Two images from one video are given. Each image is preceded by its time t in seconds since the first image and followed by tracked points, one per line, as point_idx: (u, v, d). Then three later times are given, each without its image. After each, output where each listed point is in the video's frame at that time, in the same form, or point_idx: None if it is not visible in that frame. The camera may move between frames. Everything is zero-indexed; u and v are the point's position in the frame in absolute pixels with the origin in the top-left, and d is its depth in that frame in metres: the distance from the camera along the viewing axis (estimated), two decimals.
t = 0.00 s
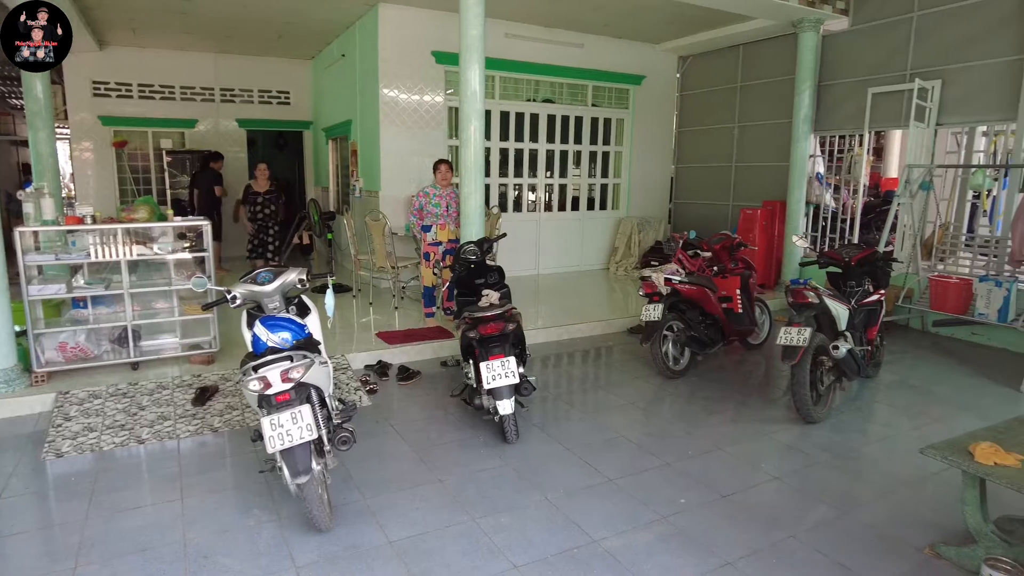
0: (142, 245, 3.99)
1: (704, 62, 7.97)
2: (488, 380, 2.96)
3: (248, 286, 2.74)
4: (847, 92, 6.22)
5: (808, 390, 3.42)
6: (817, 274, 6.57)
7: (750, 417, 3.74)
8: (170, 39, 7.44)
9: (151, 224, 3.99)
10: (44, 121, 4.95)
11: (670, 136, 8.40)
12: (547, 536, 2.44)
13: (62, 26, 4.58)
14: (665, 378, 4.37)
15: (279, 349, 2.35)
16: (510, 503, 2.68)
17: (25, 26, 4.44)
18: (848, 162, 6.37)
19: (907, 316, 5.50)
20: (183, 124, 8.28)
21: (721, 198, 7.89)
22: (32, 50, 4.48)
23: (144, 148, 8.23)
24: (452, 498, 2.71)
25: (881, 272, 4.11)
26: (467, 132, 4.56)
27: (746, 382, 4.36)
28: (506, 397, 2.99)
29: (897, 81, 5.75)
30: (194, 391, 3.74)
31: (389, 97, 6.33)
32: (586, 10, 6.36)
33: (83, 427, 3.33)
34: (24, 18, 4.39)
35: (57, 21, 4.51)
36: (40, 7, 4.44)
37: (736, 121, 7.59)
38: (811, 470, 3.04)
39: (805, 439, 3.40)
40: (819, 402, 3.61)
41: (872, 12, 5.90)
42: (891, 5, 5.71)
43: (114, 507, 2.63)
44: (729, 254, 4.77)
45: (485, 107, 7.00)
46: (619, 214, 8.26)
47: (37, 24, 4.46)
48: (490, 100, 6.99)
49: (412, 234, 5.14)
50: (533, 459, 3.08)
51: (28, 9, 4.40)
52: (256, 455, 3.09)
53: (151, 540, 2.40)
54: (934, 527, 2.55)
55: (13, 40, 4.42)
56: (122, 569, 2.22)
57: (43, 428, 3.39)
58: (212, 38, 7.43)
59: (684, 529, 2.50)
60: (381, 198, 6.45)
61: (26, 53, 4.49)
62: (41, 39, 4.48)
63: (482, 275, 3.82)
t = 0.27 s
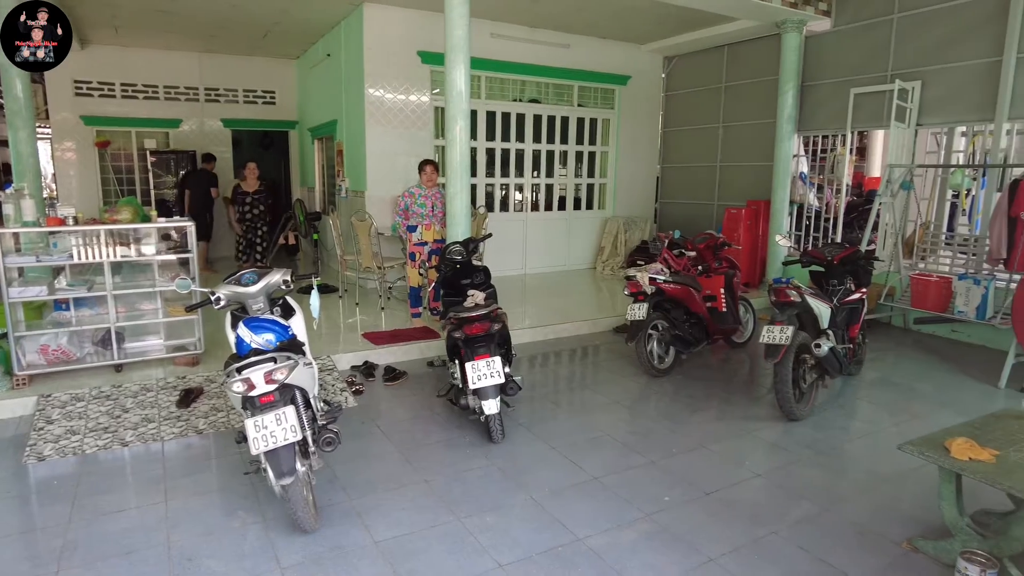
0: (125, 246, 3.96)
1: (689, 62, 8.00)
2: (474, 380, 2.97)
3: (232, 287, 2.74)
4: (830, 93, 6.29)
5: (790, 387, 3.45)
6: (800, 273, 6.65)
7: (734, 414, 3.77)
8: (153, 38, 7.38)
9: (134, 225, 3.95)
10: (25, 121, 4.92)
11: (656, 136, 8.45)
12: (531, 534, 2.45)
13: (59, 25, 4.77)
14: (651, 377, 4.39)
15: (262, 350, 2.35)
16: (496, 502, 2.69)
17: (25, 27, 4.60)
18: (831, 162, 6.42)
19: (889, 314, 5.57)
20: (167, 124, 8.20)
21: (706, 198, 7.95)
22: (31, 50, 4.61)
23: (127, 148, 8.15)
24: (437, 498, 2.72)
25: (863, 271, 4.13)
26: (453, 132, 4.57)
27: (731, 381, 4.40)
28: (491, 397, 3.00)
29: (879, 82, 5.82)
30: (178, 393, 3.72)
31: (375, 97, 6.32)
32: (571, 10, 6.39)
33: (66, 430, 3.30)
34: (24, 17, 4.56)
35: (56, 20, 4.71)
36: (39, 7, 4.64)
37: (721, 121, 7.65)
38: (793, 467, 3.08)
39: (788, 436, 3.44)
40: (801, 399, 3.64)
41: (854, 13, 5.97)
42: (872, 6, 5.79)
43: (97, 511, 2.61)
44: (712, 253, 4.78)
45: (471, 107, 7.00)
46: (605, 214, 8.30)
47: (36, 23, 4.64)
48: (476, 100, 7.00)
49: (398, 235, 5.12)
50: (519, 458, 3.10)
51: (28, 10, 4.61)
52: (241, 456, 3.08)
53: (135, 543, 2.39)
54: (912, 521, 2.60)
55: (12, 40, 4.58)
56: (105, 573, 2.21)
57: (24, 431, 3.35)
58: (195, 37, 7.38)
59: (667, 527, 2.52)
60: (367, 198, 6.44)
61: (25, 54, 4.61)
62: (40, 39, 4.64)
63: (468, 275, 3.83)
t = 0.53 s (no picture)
0: (113, 247, 3.96)
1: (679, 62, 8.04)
2: (459, 380, 2.98)
3: (217, 288, 2.75)
4: (818, 93, 6.33)
5: (774, 386, 3.48)
6: (788, 273, 6.70)
7: (720, 413, 3.80)
8: (143, 39, 7.37)
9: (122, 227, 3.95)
10: (13, 123, 4.91)
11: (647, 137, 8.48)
12: (514, 533, 2.47)
13: (59, 25, 5.20)
14: (638, 376, 4.42)
15: (245, 351, 2.36)
16: (480, 502, 2.71)
17: (26, 27, 4.95)
18: (819, 162, 6.44)
19: (876, 313, 5.61)
20: (159, 125, 8.19)
21: (697, 198, 7.98)
22: (31, 50, 4.96)
23: (118, 149, 8.13)
24: (422, 498, 2.74)
25: (848, 270, 4.14)
26: (441, 133, 4.59)
27: (718, 380, 4.43)
28: (476, 397, 3.02)
29: (866, 82, 5.86)
30: (166, 394, 3.73)
31: (365, 98, 6.33)
32: (561, 11, 6.41)
33: (52, 431, 3.30)
34: (26, 18, 4.89)
35: (55, 21, 5.10)
36: (39, 8, 5.03)
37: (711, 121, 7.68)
38: (777, 465, 3.10)
39: (773, 435, 3.47)
40: (786, 398, 3.67)
41: (841, 14, 6.01)
42: (859, 7, 5.83)
43: (82, 512, 2.61)
44: (700, 254, 4.85)
45: (461, 108, 7.02)
46: (597, 214, 8.33)
47: (38, 23, 5.02)
48: (467, 101, 7.02)
49: (387, 236, 5.13)
50: (505, 458, 3.11)
51: (29, 10, 4.99)
52: (228, 457, 3.09)
53: (119, 543, 2.40)
54: (891, 518, 2.62)
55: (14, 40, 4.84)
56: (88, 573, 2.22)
57: (11, 433, 3.35)
58: (186, 38, 7.37)
59: (649, 525, 2.54)
60: (358, 199, 6.45)
61: (26, 53, 4.94)
62: (39, 40, 4.99)
63: (455, 276, 3.83)
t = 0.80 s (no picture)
0: (105, 248, 3.97)
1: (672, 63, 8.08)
2: (446, 379, 2.99)
3: (204, 288, 2.76)
4: (810, 92, 6.35)
5: (762, 384, 3.50)
6: (780, 273, 6.73)
7: (708, 412, 3.81)
8: (138, 40, 7.39)
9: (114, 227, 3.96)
10: (6, 124, 4.89)
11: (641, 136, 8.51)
12: (498, 530, 2.49)
13: (59, 25, 5.12)
14: (629, 375, 4.43)
15: (230, 350, 2.37)
16: (466, 499, 2.72)
17: (25, 27, 4.93)
18: (812, 161, 6.49)
19: (868, 312, 5.62)
20: (154, 126, 8.22)
21: (691, 197, 8.00)
22: (30, 50, 4.94)
23: (114, 150, 8.15)
24: (408, 496, 2.75)
25: (837, 268, 4.13)
26: (433, 133, 4.60)
27: (708, 379, 4.44)
28: (463, 396, 3.04)
29: (857, 82, 5.88)
30: (157, 394, 3.74)
31: (359, 99, 6.35)
32: (554, 11, 6.43)
33: (42, 430, 3.31)
34: (25, 18, 4.86)
35: (55, 21, 5.06)
36: (39, 8, 4.97)
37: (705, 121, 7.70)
38: (763, 463, 3.11)
39: (760, 432, 3.48)
40: (775, 396, 3.68)
41: (833, 14, 6.02)
42: (850, 7, 5.84)
43: (69, 511, 2.62)
44: (691, 253, 4.88)
45: (455, 108, 7.04)
46: (591, 214, 8.35)
47: (38, 23, 4.96)
48: (461, 101, 7.04)
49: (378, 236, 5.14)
50: (492, 456, 3.13)
51: (28, 9, 4.93)
52: (216, 456, 3.10)
53: (105, 541, 2.41)
54: (874, 515, 2.64)
55: (13, 40, 4.84)
56: (74, 571, 2.23)
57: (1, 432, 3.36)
58: (181, 39, 7.39)
59: (633, 522, 2.56)
60: (351, 199, 6.47)
61: (25, 53, 4.94)
62: (39, 40, 4.98)
63: (445, 276, 3.85)
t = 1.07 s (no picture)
0: (101, 248, 3.97)
1: (669, 63, 8.09)
2: (439, 379, 3.00)
3: (198, 289, 2.77)
4: (807, 92, 6.35)
5: (755, 385, 3.50)
6: (777, 273, 6.74)
7: (702, 412, 3.82)
8: (136, 40, 7.40)
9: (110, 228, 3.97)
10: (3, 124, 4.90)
11: (639, 136, 8.51)
12: (489, 530, 2.49)
13: (60, 26, 5.03)
14: (624, 375, 4.44)
15: (221, 350, 2.38)
16: (458, 499, 2.73)
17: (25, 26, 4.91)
18: (809, 162, 6.50)
19: (865, 312, 5.63)
20: (153, 126, 8.24)
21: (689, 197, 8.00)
22: (31, 50, 4.92)
23: (112, 150, 8.16)
24: (400, 496, 2.76)
25: (832, 268, 4.11)
26: (428, 133, 4.61)
27: (703, 379, 4.45)
28: (456, 396, 3.05)
29: (854, 82, 5.88)
30: (152, 394, 3.75)
31: (356, 99, 6.36)
32: (551, 11, 6.44)
33: (37, 431, 3.32)
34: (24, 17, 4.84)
35: (56, 21, 4.96)
36: (40, 8, 4.92)
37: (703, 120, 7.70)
38: (755, 463, 3.12)
39: (753, 433, 3.49)
40: (768, 396, 3.68)
41: (830, 14, 6.02)
42: (847, 7, 5.84)
43: (61, 511, 2.63)
44: (686, 253, 4.89)
45: (453, 108, 7.05)
46: (589, 214, 8.35)
47: (38, 23, 4.91)
48: (458, 101, 7.04)
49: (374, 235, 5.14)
50: (485, 456, 3.14)
51: (28, 9, 4.88)
52: (210, 456, 3.11)
53: (97, 542, 2.42)
54: (865, 515, 2.65)
55: (13, 41, 4.86)
56: (66, 571, 2.24)
57: None
58: (179, 39, 7.40)
59: (624, 522, 2.57)
60: (349, 199, 6.48)
61: (25, 53, 4.93)
62: (40, 40, 4.93)
63: (440, 276, 3.86)
